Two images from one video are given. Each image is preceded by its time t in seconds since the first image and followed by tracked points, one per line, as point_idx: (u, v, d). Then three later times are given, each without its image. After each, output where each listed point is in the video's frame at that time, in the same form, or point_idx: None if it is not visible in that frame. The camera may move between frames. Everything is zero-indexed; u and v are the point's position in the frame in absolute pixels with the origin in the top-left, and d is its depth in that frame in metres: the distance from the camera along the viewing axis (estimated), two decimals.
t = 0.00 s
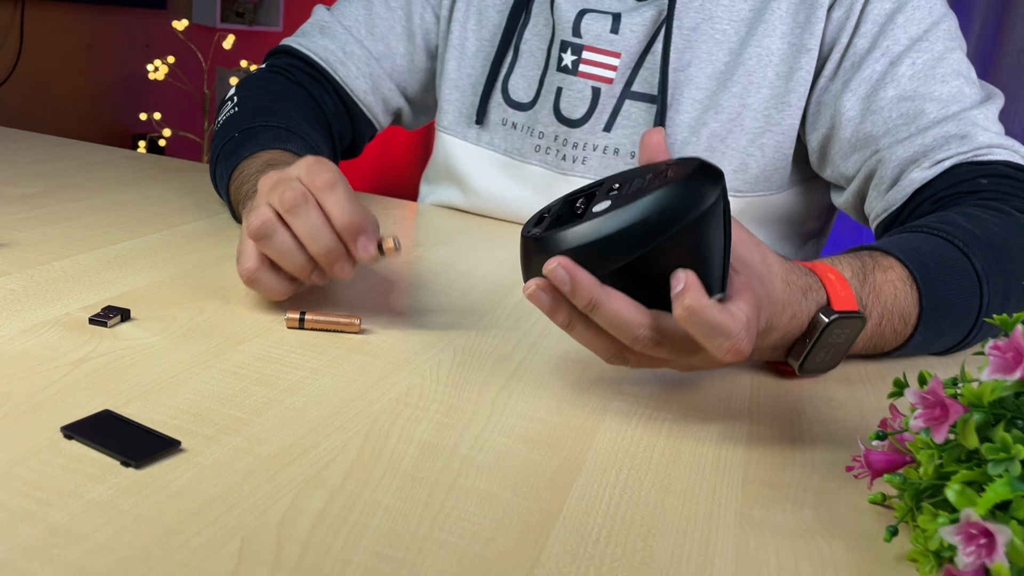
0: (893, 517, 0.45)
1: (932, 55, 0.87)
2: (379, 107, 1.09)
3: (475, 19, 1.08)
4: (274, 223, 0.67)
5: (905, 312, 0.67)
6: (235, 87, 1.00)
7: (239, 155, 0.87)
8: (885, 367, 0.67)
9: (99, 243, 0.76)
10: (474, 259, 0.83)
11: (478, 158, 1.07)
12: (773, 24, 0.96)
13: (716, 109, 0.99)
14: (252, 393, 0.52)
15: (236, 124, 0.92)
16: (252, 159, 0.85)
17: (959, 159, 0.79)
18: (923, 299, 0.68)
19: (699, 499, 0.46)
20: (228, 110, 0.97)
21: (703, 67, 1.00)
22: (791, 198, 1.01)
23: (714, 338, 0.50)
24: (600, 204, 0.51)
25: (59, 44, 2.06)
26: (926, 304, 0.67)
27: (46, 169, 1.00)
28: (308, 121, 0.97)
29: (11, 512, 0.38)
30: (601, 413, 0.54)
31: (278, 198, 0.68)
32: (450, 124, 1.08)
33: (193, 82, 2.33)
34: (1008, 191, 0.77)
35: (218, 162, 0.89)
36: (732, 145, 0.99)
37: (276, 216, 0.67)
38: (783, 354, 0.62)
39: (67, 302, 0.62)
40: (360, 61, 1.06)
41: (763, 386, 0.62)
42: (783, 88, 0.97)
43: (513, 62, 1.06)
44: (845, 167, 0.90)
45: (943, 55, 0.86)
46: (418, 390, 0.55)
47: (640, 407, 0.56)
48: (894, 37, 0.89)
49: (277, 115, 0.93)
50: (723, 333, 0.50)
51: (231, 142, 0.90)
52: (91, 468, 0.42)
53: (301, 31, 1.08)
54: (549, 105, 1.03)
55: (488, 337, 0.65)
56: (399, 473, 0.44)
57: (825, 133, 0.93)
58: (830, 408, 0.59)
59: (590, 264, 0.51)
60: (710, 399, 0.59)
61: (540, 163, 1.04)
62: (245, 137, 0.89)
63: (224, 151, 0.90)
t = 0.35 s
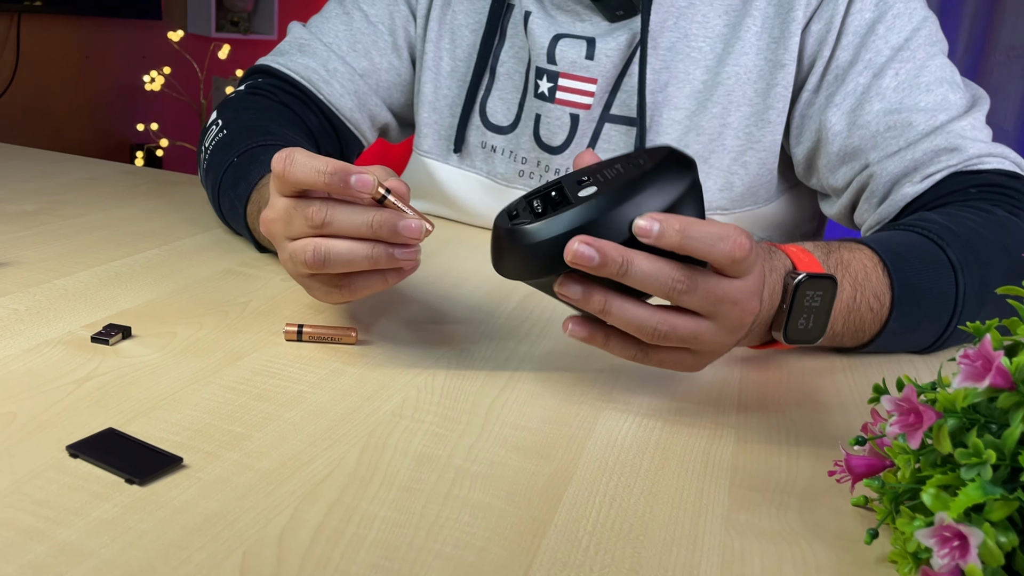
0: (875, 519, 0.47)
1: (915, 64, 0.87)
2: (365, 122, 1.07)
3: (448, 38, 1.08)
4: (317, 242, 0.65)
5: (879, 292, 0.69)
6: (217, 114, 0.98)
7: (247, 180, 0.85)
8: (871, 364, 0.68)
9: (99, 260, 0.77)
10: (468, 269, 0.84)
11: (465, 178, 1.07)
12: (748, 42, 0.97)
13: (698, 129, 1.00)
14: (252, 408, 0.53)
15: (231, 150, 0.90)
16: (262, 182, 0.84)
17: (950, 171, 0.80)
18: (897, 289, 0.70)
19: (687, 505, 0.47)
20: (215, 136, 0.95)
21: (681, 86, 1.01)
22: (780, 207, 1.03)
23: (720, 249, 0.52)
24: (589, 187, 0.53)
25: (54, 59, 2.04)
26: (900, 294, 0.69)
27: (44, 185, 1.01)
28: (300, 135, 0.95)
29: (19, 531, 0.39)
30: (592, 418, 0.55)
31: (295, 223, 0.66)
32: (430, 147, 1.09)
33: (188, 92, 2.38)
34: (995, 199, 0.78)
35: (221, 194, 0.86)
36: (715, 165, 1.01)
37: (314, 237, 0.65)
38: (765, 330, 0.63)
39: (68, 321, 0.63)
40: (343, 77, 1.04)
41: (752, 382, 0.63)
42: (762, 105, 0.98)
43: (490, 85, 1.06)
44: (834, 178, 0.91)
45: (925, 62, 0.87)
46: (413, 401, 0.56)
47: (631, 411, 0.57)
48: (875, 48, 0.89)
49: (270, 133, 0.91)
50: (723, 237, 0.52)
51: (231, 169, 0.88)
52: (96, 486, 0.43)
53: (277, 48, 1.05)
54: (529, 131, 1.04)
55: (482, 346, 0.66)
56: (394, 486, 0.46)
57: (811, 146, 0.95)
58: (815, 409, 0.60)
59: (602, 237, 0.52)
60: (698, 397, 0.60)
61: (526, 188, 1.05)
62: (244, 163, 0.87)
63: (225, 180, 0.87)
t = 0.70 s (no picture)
0: None
1: (927, 94, 0.82)
2: (353, 154, 1.02)
3: (429, 72, 1.05)
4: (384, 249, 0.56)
5: (894, 351, 0.65)
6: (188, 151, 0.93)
7: (242, 225, 0.81)
8: (895, 424, 0.63)
9: (75, 308, 0.73)
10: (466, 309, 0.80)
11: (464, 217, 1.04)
12: (745, 78, 0.93)
13: (696, 172, 0.95)
14: (233, 491, 0.49)
15: (217, 191, 0.86)
16: (263, 226, 0.80)
17: (970, 214, 0.76)
18: (913, 346, 0.65)
19: None
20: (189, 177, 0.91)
21: (676, 125, 0.95)
22: (788, 241, 0.99)
23: (649, 333, 0.48)
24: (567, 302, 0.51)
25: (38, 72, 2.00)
26: (915, 355, 0.65)
27: (22, 220, 0.96)
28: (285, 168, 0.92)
29: None
30: (602, 491, 0.51)
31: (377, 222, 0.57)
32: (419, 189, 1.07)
33: (177, 103, 2.29)
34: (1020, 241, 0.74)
35: (208, 241, 0.82)
36: (717, 208, 0.96)
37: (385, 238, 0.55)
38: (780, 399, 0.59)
39: (37, 386, 0.59)
40: (327, 106, 0.99)
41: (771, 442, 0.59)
42: (762, 144, 0.94)
43: (475, 125, 1.03)
44: (847, 217, 0.87)
45: (938, 91, 0.82)
46: (409, 476, 0.51)
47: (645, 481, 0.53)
48: (883, 80, 0.84)
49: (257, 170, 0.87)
50: (649, 318, 0.48)
51: (220, 213, 0.84)
52: None
53: (252, 78, 1.01)
54: (521, 176, 1.01)
55: (480, 405, 0.61)
56: None
57: (817, 182, 0.91)
58: (842, 475, 0.55)
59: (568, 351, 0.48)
60: (715, 460, 0.55)
61: (521, 232, 1.02)
62: (233, 207, 0.83)
63: (213, 225, 0.83)
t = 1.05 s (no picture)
0: None
1: (944, 109, 0.79)
2: (334, 171, 0.97)
3: (416, 83, 1.00)
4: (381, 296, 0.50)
5: (913, 396, 0.63)
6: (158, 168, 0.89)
7: (199, 243, 0.77)
8: (914, 472, 0.59)
9: (27, 344, 0.67)
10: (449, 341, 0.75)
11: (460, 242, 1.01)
12: (752, 91, 0.89)
13: (701, 192, 0.92)
14: (186, 567, 0.44)
15: (179, 209, 0.81)
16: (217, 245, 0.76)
17: (986, 239, 0.74)
18: (931, 389, 0.63)
19: None
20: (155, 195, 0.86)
21: (679, 143, 0.92)
22: (795, 259, 0.97)
23: (668, 408, 0.47)
24: (568, 366, 0.49)
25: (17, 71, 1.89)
26: (935, 398, 0.63)
27: None
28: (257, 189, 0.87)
29: None
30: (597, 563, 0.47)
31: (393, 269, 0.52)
32: (404, 206, 1.03)
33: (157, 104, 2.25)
34: None
35: (168, 263, 0.77)
36: (722, 229, 0.93)
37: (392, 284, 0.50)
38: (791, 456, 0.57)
39: None
40: (306, 121, 0.94)
41: (781, 504, 0.54)
42: (771, 162, 0.90)
43: (465, 140, 0.99)
44: (855, 239, 0.84)
45: (955, 106, 0.79)
46: (384, 546, 0.47)
47: (644, 549, 0.48)
48: (898, 94, 0.80)
49: (224, 188, 0.82)
50: (671, 390, 0.47)
51: (179, 232, 0.79)
52: None
53: (226, 90, 0.95)
54: (515, 193, 0.97)
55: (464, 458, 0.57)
56: None
57: (827, 202, 0.87)
58: (859, 538, 0.51)
59: (578, 427, 0.45)
60: (721, 526, 0.51)
61: (513, 254, 0.98)
62: (195, 225, 0.78)
63: (172, 244, 0.79)
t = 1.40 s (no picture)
0: None
1: (959, 83, 0.78)
2: (333, 151, 0.94)
3: (411, 57, 0.97)
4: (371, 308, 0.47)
5: (928, 382, 0.61)
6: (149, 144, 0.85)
7: (184, 211, 0.73)
8: (928, 460, 0.57)
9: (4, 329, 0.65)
10: (444, 327, 0.73)
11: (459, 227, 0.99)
12: (763, 67, 0.87)
13: (706, 170, 0.91)
14: (166, 564, 0.41)
15: (163, 177, 0.78)
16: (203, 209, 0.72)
17: (1003, 218, 0.74)
18: (948, 376, 0.62)
19: None
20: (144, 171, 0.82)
21: (686, 120, 0.90)
22: (799, 241, 0.96)
23: (682, 380, 0.45)
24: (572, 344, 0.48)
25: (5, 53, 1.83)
26: (952, 385, 0.61)
27: None
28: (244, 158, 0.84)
29: None
30: (602, 559, 0.44)
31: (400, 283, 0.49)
32: (399, 186, 1.00)
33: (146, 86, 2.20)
34: None
35: (155, 236, 0.75)
36: (727, 209, 0.92)
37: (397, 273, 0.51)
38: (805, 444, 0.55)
39: None
40: (304, 98, 0.90)
41: (793, 495, 0.52)
42: (780, 139, 0.89)
43: (463, 118, 0.96)
44: (864, 218, 0.84)
45: (972, 81, 0.78)
46: (377, 541, 0.44)
47: (651, 542, 0.46)
48: (913, 69, 0.80)
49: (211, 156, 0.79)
50: (684, 361, 0.45)
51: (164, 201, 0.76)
52: None
53: (218, 68, 0.91)
54: (512, 174, 0.94)
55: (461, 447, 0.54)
56: None
57: (836, 180, 0.87)
58: (876, 530, 0.48)
59: (587, 400, 0.42)
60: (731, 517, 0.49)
61: (513, 235, 0.96)
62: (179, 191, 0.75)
63: (158, 212, 0.75)
